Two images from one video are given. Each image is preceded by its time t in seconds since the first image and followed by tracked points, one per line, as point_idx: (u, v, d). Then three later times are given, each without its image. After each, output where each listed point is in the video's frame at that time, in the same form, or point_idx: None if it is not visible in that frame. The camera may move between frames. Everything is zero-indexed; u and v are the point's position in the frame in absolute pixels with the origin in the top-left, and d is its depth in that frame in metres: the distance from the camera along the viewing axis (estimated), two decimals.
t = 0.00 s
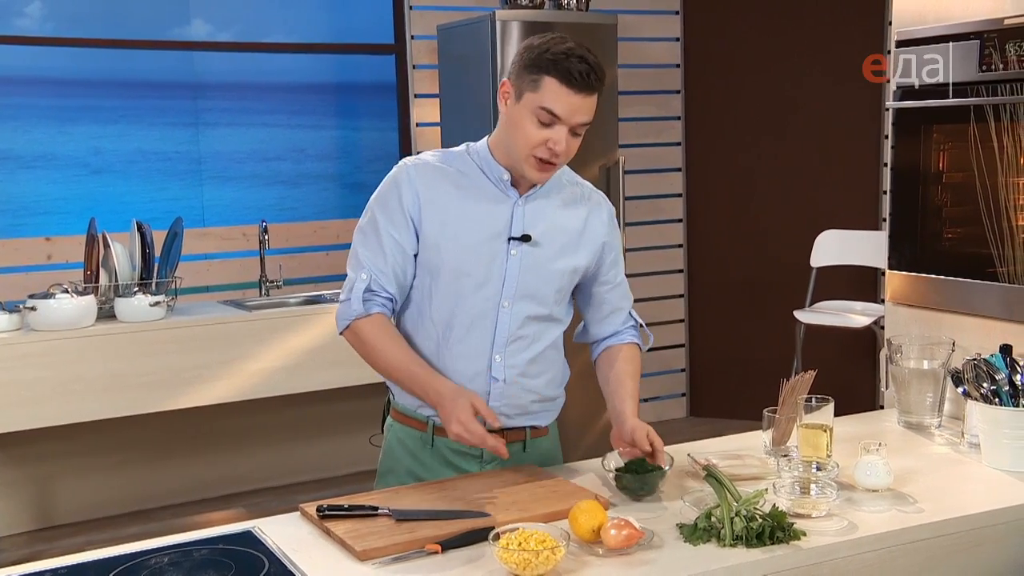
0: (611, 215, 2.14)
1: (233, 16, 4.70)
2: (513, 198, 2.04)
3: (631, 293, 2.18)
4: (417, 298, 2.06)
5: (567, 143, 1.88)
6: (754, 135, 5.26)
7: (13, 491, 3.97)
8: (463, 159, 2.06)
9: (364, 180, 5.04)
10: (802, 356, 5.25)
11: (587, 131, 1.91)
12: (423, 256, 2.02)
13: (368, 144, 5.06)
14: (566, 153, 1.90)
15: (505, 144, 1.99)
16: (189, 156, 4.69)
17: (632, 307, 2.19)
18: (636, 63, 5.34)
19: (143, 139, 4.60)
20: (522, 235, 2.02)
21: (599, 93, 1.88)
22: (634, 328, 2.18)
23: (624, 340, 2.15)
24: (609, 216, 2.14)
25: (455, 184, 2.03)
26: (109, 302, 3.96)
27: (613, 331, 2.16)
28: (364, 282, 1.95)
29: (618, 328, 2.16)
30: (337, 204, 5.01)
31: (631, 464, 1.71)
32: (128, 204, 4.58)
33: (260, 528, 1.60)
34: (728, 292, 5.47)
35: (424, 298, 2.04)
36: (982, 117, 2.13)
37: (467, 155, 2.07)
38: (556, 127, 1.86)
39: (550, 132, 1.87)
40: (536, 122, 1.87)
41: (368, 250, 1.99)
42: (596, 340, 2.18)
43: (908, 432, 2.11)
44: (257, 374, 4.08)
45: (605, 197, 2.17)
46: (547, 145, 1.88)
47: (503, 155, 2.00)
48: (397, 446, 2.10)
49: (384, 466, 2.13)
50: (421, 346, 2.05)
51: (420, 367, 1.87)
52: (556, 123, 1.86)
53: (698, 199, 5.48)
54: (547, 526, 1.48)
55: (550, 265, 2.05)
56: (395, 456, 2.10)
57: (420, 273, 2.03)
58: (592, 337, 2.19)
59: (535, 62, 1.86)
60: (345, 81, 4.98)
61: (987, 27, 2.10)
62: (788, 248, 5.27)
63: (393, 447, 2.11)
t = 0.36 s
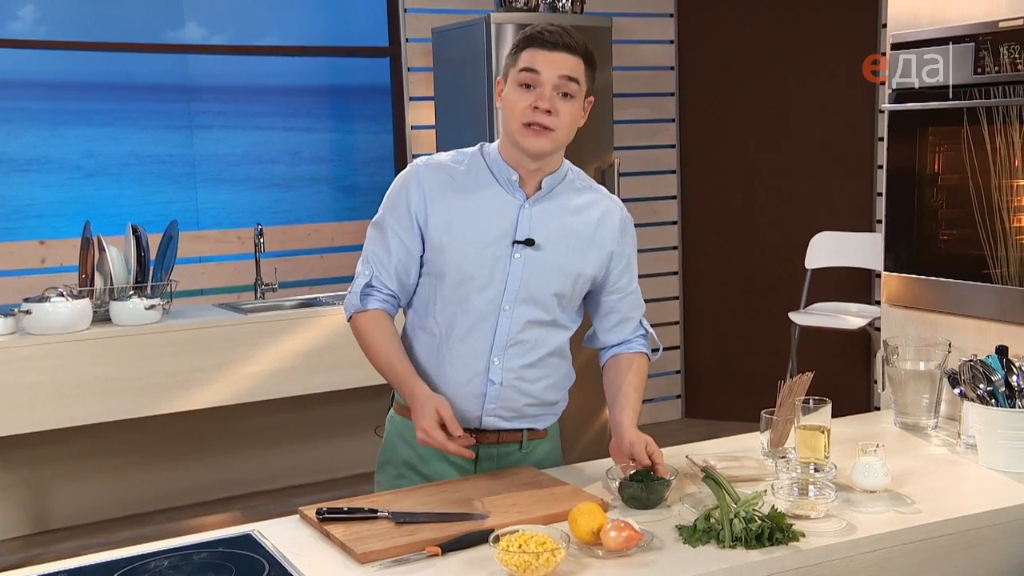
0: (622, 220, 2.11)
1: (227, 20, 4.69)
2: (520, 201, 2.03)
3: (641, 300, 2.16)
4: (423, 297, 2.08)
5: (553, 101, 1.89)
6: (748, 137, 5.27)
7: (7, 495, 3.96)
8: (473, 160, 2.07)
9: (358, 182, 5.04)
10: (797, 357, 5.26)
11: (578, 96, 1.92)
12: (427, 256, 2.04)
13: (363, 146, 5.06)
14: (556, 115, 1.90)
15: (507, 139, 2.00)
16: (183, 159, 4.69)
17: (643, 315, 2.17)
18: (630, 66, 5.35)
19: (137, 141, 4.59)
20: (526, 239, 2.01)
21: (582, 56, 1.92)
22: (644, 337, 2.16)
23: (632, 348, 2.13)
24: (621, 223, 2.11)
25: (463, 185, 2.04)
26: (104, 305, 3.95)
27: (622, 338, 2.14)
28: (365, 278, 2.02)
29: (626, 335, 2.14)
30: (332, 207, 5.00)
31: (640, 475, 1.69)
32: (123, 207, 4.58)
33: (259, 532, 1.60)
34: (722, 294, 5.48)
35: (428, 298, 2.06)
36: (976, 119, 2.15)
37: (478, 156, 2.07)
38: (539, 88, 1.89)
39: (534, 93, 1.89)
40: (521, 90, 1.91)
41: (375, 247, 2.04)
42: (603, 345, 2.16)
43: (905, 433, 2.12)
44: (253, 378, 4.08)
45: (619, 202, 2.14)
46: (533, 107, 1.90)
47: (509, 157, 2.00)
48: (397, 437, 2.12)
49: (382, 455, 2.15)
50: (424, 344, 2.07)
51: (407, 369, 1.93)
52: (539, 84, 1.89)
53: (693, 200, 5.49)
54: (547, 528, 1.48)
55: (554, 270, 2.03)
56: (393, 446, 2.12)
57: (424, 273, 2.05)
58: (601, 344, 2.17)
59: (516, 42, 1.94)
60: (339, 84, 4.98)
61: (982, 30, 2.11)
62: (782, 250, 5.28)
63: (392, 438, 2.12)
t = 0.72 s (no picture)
0: (616, 222, 2.10)
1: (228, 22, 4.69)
2: (512, 204, 2.02)
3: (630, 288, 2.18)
4: (414, 299, 2.08)
5: (558, 135, 1.86)
6: (749, 138, 5.27)
7: (10, 498, 3.96)
8: (466, 162, 2.06)
9: (360, 184, 5.04)
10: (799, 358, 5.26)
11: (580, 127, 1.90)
12: (418, 259, 2.04)
13: (364, 148, 5.06)
14: (558, 146, 1.88)
15: (501, 148, 1.98)
16: (184, 161, 4.69)
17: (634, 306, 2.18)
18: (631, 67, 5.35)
19: (137, 144, 4.60)
20: (519, 242, 2.00)
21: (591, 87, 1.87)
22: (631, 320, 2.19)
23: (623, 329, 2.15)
24: (614, 224, 2.10)
25: (455, 188, 2.03)
26: (107, 308, 3.96)
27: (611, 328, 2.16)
28: (356, 278, 2.06)
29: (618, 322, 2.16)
30: (333, 209, 5.00)
31: (646, 475, 1.68)
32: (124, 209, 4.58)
33: (266, 533, 1.60)
34: (723, 294, 5.48)
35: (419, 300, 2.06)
36: (977, 120, 2.16)
37: (471, 159, 2.06)
38: (545, 120, 1.85)
39: (539, 125, 1.85)
40: (525, 116, 1.86)
41: (367, 249, 2.06)
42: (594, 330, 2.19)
43: (908, 433, 2.12)
44: (256, 380, 4.08)
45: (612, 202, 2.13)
46: (537, 138, 1.87)
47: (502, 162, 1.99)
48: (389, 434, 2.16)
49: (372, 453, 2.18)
50: (414, 345, 2.07)
51: (378, 372, 1.98)
52: (546, 116, 1.85)
53: (694, 201, 5.50)
54: (553, 528, 1.49)
55: (546, 273, 2.03)
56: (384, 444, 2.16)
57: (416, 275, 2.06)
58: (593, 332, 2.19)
59: (521, 57, 1.86)
60: (339, 86, 4.98)
61: (985, 30, 2.11)
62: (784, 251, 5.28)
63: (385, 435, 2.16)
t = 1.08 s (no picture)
0: (568, 212, 2.08)
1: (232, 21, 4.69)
2: (463, 203, 2.02)
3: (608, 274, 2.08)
4: (373, 304, 2.07)
5: (484, 141, 1.81)
6: (754, 140, 5.28)
7: (14, 495, 3.97)
8: (415, 166, 2.06)
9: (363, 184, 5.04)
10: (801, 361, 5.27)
11: (511, 127, 1.84)
12: (375, 264, 2.04)
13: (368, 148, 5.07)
14: (487, 152, 1.83)
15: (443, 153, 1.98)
16: (188, 161, 4.70)
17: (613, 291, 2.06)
18: (635, 69, 5.36)
19: (141, 143, 4.61)
20: (472, 240, 2.01)
21: (513, 85, 1.80)
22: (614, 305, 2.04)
23: (601, 316, 2.03)
24: (566, 216, 2.08)
25: (406, 192, 2.03)
26: (112, 306, 3.97)
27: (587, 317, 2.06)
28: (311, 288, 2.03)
29: (594, 307, 2.05)
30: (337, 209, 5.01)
31: (652, 476, 1.68)
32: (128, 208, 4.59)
33: (273, 532, 1.60)
34: (726, 296, 5.48)
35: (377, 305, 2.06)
36: (981, 124, 2.16)
37: (419, 162, 2.07)
38: (469, 130, 1.81)
39: (464, 135, 1.81)
40: (450, 127, 1.82)
41: (323, 259, 2.05)
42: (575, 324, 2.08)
43: (913, 436, 2.12)
44: (260, 379, 4.09)
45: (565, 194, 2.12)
46: (464, 148, 1.82)
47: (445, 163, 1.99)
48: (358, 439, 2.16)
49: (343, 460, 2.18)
50: (376, 351, 2.06)
51: (338, 381, 1.95)
52: (469, 125, 1.80)
53: (698, 203, 5.50)
54: (560, 528, 1.49)
55: (501, 269, 2.03)
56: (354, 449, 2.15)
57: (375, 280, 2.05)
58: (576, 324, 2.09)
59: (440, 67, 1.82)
60: (344, 86, 4.99)
61: (992, 34, 2.11)
62: (787, 253, 5.27)
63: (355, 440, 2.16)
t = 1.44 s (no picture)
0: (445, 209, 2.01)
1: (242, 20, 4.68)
2: (333, 210, 2.01)
3: (486, 276, 2.01)
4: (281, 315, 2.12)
5: (299, 148, 1.82)
6: (764, 140, 5.27)
7: (25, 491, 3.99)
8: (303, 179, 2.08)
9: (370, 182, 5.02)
10: (810, 361, 5.26)
11: (327, 131, 1.83)
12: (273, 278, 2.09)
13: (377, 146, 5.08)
14: (307, 159, 1.83)
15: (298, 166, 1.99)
16: (197, 159, 4.70)
17: (489, 294, 2.01)
18: (645, 68, 5.34)
19: (150, 142, 4.64)
20: (339, 246, 1.99)
21: (317, 88, 1.81)
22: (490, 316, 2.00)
23: (472, 326, 2.00)
24: (439, 213, 2.01)
25: (291, 204, 2.05)
26: (123, 304, 3.98)
27: (466, 318, 2.01)
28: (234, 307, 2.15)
29: (468, 314, 2.00)
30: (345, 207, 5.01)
31: (664, 475, 1.69)
32: (138, 206, 4.60)
33: (286, 528, 1.61)
34: (735, 297, 5.47)
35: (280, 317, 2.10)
36: (992, 125, 2.16)
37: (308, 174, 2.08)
38: (283, 141, 1.83)
39: (282, 147, 1.84)
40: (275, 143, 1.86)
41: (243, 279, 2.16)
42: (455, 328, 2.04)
43: (925, 437, 2.12)
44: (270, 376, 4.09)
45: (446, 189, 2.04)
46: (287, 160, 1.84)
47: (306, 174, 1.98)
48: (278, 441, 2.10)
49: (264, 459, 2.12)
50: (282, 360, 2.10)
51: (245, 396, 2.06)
52: (281, 137, 1.83)
53: (707, 202, 5.49)
54: (573, 527, 1.50)
55: (376, 271, 1.98)
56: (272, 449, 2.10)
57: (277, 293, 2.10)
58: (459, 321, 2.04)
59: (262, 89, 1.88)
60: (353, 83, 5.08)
61: (1007, 35, 2.10)
62: (796, 254, 5.28)
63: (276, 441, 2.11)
